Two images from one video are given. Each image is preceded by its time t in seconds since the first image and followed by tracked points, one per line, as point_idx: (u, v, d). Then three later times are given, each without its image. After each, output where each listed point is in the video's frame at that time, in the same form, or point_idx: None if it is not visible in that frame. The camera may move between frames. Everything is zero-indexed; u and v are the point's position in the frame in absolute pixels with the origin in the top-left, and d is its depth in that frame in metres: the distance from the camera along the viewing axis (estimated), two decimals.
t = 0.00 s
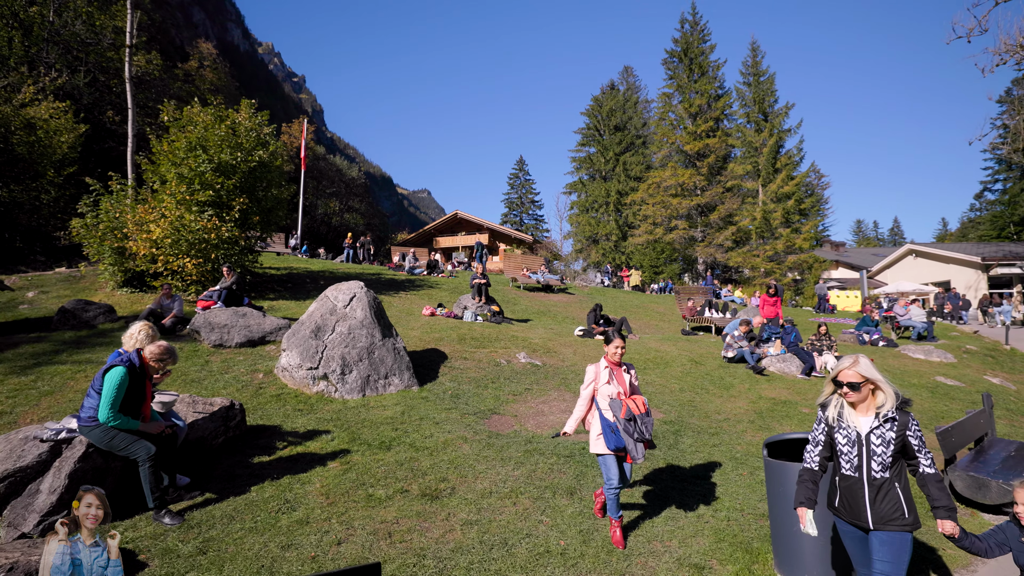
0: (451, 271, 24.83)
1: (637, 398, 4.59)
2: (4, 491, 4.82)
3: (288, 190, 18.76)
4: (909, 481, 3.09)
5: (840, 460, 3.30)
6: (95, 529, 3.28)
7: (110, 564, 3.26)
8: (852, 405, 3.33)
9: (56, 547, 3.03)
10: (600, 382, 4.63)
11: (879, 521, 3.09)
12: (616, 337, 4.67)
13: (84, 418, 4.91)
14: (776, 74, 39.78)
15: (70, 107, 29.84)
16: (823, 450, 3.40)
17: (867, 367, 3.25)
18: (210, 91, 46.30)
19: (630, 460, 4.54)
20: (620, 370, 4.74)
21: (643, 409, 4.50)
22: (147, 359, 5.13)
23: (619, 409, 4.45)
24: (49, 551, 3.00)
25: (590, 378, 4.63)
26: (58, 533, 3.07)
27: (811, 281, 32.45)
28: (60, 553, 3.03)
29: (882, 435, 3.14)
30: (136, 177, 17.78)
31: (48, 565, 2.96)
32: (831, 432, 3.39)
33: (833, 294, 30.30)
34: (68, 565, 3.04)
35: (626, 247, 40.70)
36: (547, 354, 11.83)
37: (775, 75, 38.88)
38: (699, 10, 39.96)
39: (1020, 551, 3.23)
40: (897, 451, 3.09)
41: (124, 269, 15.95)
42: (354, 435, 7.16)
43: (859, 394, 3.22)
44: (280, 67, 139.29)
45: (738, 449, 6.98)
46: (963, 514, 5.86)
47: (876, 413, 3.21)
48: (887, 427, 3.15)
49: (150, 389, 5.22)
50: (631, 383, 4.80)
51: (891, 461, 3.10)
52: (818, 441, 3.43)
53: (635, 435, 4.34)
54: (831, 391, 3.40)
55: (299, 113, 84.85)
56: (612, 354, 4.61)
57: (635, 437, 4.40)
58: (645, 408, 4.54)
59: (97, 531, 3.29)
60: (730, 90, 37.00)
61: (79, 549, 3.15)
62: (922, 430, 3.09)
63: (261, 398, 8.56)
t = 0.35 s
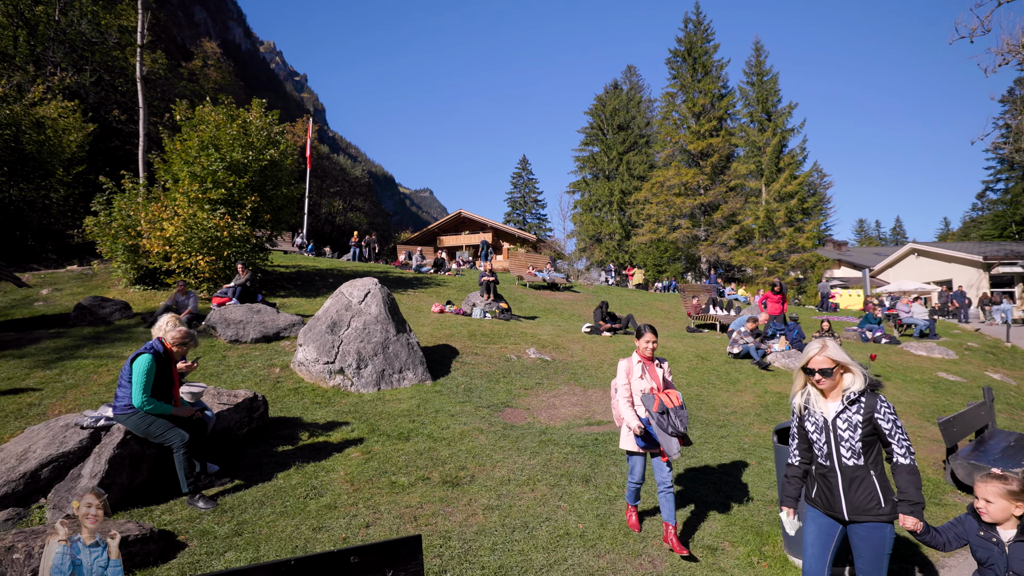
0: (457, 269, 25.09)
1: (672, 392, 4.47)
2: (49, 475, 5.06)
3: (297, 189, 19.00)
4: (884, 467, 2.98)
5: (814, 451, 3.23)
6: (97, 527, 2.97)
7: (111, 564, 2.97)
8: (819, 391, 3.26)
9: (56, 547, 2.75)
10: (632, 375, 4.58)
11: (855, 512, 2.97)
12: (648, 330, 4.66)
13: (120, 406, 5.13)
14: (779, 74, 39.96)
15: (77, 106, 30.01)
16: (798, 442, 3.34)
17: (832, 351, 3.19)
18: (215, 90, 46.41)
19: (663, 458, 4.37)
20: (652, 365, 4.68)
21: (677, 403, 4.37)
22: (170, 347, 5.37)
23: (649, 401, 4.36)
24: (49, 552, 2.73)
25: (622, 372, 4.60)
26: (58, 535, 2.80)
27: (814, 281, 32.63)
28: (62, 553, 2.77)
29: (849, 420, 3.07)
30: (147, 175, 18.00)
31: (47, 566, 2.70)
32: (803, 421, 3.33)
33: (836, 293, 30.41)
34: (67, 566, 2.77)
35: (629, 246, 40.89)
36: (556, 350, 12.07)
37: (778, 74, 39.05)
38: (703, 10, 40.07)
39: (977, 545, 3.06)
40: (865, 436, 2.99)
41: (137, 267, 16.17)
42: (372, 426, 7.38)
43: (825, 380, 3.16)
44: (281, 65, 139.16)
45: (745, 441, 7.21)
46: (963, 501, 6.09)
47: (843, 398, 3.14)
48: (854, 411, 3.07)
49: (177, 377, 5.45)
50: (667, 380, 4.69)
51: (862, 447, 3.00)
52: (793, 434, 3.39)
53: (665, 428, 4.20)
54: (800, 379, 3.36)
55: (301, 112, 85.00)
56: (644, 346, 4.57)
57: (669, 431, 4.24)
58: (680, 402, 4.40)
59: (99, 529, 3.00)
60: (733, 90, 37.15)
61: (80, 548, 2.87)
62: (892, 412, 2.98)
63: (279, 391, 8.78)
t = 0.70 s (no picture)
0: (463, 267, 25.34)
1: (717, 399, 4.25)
2: (86, 461, 5.35)
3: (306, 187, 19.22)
4: (829, 469, 2.98)
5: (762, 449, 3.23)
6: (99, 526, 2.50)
7: (112, 564, 2.51)
8: (772, 388, 3.28)
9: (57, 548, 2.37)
10: (672, 383, 4.31)
11: (795, 513, 2.97)
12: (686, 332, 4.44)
13: (150, 397, 5.31)
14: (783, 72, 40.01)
15: (84, 104, 30.17)
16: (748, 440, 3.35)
17: (787, 347, 3.24)
18: (219, 88, 46.50)
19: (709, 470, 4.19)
20: (692, 371, 4.43)
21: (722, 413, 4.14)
22: (197, 338, 5.54)
23: (694, 411, 4.13)
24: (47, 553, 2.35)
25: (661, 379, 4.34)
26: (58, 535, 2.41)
27: (817, 279, 32.78)
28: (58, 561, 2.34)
29: (798, 419, 3.06)
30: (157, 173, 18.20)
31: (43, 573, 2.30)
32: (754, 420, 3.34)
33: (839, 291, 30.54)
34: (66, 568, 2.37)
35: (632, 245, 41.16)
36: (563, 347, 12.38)
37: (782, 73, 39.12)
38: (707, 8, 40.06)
39: (941, 549, 3.13)
40: (813, 436, 2.99)
41: (148, 265, 16.39)
42: (388, 419, 7.61)
43: (780, 375, 3.19)
44: (282, 63, 139.13)
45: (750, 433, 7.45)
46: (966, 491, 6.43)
47: (795, 396, 3.14)
48: (803, 410, 3.07)
49: (203, 366, 5.64)
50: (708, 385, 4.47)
51: (809, 448, 3.00)
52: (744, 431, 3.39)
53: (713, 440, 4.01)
54: (756, 375, 3.36)
55: (303, 111, 85.11)
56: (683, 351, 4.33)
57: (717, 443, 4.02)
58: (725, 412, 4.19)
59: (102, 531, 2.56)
60: (737, 88, 37.21)
61: (80, 549, 2.43)
62: (841, 412, 2.97)
63: (295, 385, 9.00)
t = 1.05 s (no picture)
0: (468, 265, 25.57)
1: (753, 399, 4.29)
2: (113, 448, 5.55)
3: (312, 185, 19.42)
4: (768, 463, 2.87)
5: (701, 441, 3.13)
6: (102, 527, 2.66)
7: (111, 563, 2.50)
8: (716, 377, 3.14)
9: (55, 548, 2.47)
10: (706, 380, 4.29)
11: (733, 508, 2.87)
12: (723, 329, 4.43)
13: (175, 386, 5.49)
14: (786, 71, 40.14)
15: (88, 102, 30.32)
16: (689, 431, 3.25)
17: (732, 333, 3.10)
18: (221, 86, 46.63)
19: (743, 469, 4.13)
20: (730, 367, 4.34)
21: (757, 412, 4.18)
22: (219, 330, 5.72)
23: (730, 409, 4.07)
24: (46, 553, 2.46)
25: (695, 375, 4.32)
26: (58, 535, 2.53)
27: (818, 277, 33.00)
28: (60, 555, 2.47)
29: (738, 411, 2.94)
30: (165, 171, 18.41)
31: (43, 565, 2.42)
32: (695, 410, 3.22)
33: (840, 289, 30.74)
34: (67, 566, 2.49)
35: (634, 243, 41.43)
36: (569, 342, 12.63)
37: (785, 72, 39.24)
38: (709, 6, 40.16)
39: (876, 543, 3.06)
40: (752, 428, 2.87)
41: (157, 262, 16.60)
42: (400, 410, 7.83)
43: (725, 364, 3.06)
44: (283, 60, 139.11)
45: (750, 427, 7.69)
46: (962, 479, 6.69)
47: (737, 386, 3.01)
48: (744, 401, 2.94)
49: (225, 357, 5.82)
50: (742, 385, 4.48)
51: (748, 441, 2.89)
52: (686, 422, 3.29)
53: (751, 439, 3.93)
54: (700, 363, 3.22)
55: (305, 109, 85.30)
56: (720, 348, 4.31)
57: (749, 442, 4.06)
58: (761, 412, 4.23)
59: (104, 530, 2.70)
60: (740, 87, 37.36)
61: (80, 550, 2.56)
62: (782, 404, 2.85)
63: (307, 378, 9.23)
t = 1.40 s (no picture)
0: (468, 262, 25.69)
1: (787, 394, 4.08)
2: (124, 443, 5.62)
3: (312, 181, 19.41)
4: (705, 453, 2.76)
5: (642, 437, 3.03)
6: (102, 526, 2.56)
7: (112, 564, 2.45)
8: (650, 367, 3.06)
9: (56, 546, 2.39)
10: (736, 376, 4.10)
11: (672, 504, 2.76)
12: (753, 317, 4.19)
13: (186, 381, 5.55)
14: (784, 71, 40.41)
15: (78, 94, 29.85)
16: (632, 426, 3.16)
17: (662, 320, 3.03)
18: (215, 79, 46.11)
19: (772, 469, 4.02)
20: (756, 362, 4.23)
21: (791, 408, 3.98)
22: (227, 324, 5.77)
23: (758, 407, 3.95)
24: (45, 552, 2.37)
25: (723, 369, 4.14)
26: (59, 535, 2.44)
27: (813, 275, 33.27)
28: (58, 553, 2.38)
29: (671, 401, 2.84)
30: (161, 165, 18.31)
31: (43, 566, 2.35)
32: (635, 404, 3.13)
33: (834, 286, 31.03)
34: (67, 567, 2.40)
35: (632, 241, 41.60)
36: (570, 337, 12.80)
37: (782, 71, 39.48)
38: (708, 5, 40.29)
39: (805, 546, 3.09)
40: (685, 418, 2.78)
41: (153, 257, 16.56)
42: (408, 405, 7.95)
43: (656, 351, 3.00)
44: (277, 54, 137.93)
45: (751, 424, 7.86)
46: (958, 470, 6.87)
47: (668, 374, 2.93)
48: (676, 391, 2.85)
49: (234, 351, 5.89)
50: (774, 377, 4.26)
51: (682, 431, 2.79)
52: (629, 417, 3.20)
53: (780, 438, 3.84)
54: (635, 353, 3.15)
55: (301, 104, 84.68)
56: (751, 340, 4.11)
57: (780, 441, 3.90)
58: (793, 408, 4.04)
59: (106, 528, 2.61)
60: (738, 86, 37.53)
61: (80, 549, 2.47)
62: (713, 391, 2.75)
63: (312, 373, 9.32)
